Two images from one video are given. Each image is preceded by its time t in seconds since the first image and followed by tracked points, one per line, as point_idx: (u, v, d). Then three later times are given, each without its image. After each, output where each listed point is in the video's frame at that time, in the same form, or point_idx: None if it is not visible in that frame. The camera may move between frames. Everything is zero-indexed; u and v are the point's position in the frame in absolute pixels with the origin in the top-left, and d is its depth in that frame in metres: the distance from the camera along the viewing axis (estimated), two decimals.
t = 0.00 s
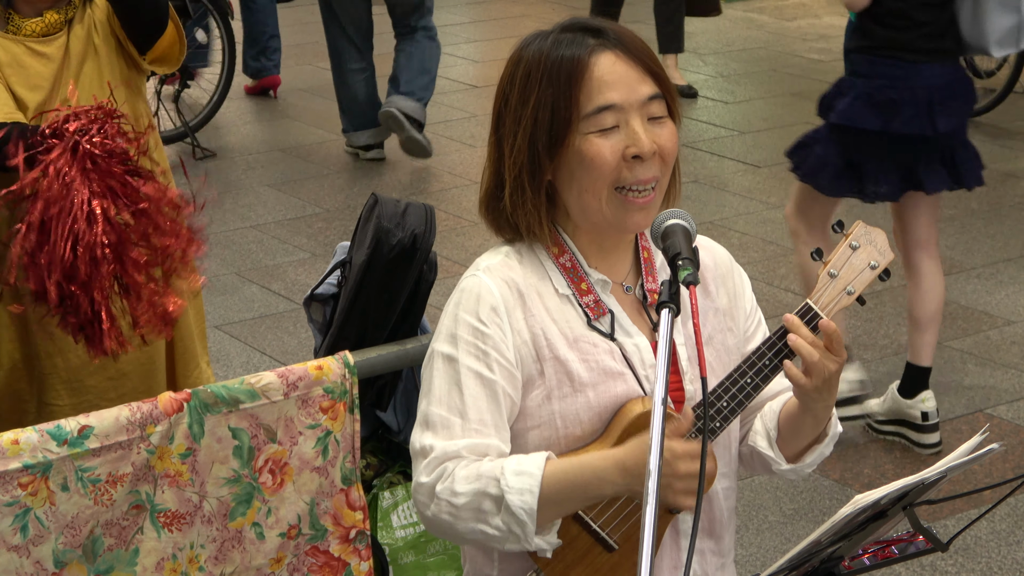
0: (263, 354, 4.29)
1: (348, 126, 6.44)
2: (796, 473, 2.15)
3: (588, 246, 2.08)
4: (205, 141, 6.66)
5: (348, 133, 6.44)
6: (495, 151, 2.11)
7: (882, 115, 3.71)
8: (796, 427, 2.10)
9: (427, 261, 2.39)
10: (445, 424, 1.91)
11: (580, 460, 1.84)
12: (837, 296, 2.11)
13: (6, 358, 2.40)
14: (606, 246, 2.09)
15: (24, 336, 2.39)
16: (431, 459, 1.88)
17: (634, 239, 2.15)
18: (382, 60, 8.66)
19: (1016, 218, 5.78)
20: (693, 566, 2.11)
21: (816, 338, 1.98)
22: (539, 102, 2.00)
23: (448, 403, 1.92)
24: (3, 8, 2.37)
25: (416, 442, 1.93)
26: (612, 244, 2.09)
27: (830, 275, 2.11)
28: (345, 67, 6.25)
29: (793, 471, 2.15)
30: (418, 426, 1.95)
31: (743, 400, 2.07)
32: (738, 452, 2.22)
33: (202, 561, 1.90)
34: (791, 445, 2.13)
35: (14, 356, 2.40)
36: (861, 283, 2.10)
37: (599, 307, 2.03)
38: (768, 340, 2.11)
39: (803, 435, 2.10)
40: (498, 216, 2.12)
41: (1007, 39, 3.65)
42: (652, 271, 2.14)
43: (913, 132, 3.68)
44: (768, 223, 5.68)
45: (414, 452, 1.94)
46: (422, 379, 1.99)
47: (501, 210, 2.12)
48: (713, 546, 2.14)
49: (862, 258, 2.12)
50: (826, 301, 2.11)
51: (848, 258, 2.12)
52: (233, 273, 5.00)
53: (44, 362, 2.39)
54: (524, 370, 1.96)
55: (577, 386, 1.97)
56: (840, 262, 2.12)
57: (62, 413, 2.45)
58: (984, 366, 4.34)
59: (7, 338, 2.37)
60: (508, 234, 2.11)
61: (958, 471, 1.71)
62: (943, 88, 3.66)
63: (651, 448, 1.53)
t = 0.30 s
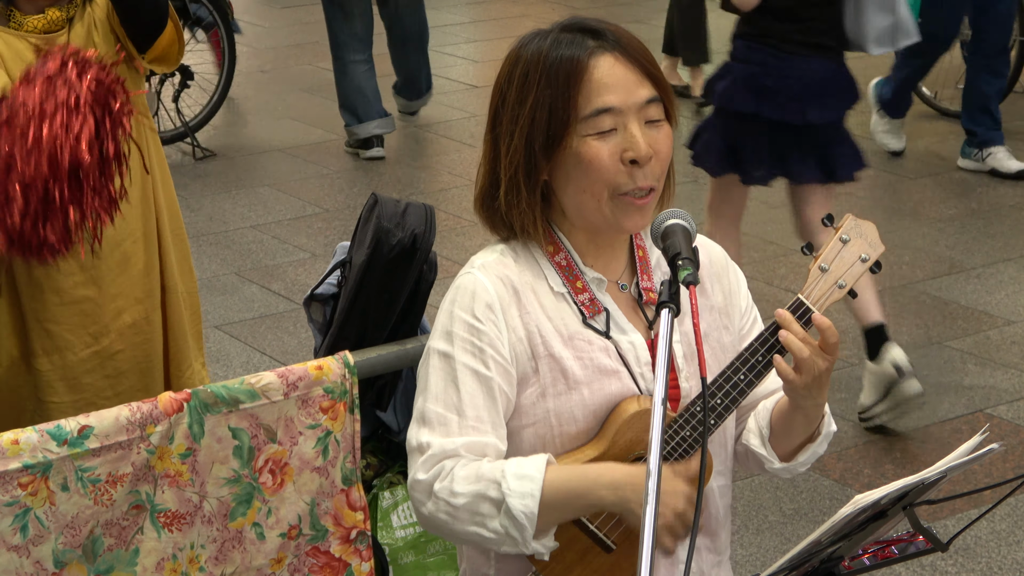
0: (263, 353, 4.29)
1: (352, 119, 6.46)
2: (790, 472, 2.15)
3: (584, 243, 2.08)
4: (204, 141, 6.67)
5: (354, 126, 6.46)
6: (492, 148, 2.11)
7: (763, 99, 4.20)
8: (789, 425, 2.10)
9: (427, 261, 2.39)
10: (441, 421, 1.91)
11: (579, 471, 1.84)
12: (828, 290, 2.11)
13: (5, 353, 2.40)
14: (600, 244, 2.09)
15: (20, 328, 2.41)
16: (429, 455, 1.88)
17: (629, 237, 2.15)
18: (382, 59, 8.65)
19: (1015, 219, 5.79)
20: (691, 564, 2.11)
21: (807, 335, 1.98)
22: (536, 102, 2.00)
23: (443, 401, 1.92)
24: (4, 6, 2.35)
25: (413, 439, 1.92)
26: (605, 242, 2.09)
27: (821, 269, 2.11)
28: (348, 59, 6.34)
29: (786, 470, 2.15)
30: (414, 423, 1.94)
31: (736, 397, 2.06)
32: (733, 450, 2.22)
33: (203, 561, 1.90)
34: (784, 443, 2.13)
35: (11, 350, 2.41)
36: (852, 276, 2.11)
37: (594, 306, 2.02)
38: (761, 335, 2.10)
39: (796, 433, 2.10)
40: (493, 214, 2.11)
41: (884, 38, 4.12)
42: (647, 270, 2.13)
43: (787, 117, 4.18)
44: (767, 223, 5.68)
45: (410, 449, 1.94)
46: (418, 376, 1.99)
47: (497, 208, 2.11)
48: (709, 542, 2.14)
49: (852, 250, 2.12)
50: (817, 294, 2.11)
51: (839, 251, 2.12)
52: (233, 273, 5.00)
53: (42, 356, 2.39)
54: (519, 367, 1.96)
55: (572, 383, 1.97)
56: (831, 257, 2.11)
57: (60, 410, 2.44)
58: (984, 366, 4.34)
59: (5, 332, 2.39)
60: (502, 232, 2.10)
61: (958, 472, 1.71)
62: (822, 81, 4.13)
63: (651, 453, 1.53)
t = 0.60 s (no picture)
0: (263, 353, 4.29)
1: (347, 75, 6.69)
2: (785, 474, 2.15)
3: (586, 245, 2.08)
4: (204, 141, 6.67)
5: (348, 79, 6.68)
6: (496, 147, 2.11)
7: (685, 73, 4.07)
8: (787, 428, 2.10)
9: (427, 260, 2.39)
10: (441, 422, 1.90)
11: (571, 452, 1.84)
12: (829, 293, 2.11)
13: (9, 350, 2.37)
14: (602, 245, 2.09)
15: (26, 324, 2.38)
16: (426, 457, 1.88)
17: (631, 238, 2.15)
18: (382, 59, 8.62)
19: (1015, 219, 5.79)
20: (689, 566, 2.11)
21: (809, 337, 1.98)
22: (542, 97, 2.00)
23: (444, 401, 1.92)
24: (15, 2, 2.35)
25: (411, 441, 1.92)
26: (607, 243, 2.09)
27: (823, 271, 2.11)
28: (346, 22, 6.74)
29: (782, 472, 2.15)
30: (413, 424, 1.94)
31: (737, 399, 2.07)
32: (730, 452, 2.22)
33: (202, 561, 1.90)
34: (782, 446, 2.13)
35: (16, 349, 2.38)
36: (853, 279, 2.10)
37: (596, 306, 2.02)
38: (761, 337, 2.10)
39: (794, 435, 2.10)
40: (496, 213, 2.11)
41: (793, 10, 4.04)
42: (648, 271, 2.13)
43: (709, 89, 4.06)
44: (768, 223, 5.68)
45: (409, 451, 1.94)
46: (418, 377, 1.98)
47: (500, 207, 2.11)
48: (706, 544, 2.14)
49: (854, 253, 2.12)
50: (820, 297, 2.11)
51: (840, 254, 2.12)
52: (233, 273, 5.00)
53: (46, 352, 2.39)
54: (521, 368, 1.96)
55: (573, 385, 1.97)
56: (832, 259, 2.12)
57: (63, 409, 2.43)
58: (984, 366, 4.34)
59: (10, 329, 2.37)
60: (505, 230, 2.10)
61: (958, 471, 1.71)
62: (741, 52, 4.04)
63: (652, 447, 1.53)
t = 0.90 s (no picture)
0: (263, 353, 4.29)
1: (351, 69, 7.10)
2: (785, 476, 2.15)
3: (585, 243, 2.08)
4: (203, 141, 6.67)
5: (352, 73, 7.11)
6: (496, 144, 2.11)
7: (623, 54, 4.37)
8: (787, 429, 2.10)
9: (427, 260, 2.39)
10: (440, 420, 1.91)
11: (574, 464, 1.86)
12: (832, 297, 2.11)
13: (13, 350, 2.43)
14: (602, 244, 2.09)
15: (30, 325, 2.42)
16: (425, 455, 1.88)
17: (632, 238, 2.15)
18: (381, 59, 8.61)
19: (1015, 219, 5.79)
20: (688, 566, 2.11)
21: (812, 341, 1.98)
22: (541, 92, 2.00)
23: (443, 398, 1.92)
24: (21, 4, 2.45)
25: (410, 437, 1.92)
26: (607, 242, 2.09)
27: (826, 276, 2.11)
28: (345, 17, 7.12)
29: (782, 474, 2.16)
30: (412, 422, 1.94)
31: (738, 401, 2.07)
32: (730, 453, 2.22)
33: (202, 561, 1.90)
34: (782, 448, 2.13)
35: (20, 347, 2.43)
36: (857, 283, 2.10)
37: (596, 306, 2.02)
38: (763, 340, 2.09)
39: (795, 437, 2.10)
40: (497, 210, 2.11)
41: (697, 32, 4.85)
42: (648, 271, 2.13)
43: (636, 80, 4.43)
44: (767, 223, 5.68)
45: (407, 447, 1.94)
46: (418, 375, 1.98)
47: (501, 204, 2.11)
48: (706, 545, 2.14)
49: (857, 259, 2.12)
50: (822, 302, 2.11)
51: (844, 258, 2.12)
52: (233, 273, 5.00)
53: (49, 354, 2.41)
54: (520, 366, 1.96)
55: (573, 382, 1.97)
56: (836, 264, 2.12)
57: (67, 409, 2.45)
58: (984, 366, 4.34)
59: (14, 328, 2.41)
60: (506, 229, 2.10)
61: (958, 471, 1.71)
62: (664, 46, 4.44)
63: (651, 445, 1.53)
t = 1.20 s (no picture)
0: (263, 353, 4.29)
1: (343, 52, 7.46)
2: (784, 475, 2.15)
3: (585, 244, 2.08)
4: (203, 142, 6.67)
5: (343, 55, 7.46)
6: (495, 145, 2.11)
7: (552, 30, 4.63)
8: (786, 428, 2.11)
9: (427, 260, 2.39)
10: (440, 419, 1.90)
11: (574, 456, 1.85)
12: (835, 297, 2.11)
13: (14, 352, 2.42)
14: (602, 244, 2.09)
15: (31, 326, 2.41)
16: (426, 452, 1.88)
17: (632, 238, 2.15)
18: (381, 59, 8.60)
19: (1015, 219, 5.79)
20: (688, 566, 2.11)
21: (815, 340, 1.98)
22: (537, 93, 2.00)
23: (443, 398, 1.92)
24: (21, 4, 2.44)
25: (411, 436, 1.92)
26: (608, 242, 2.09)
27: (829, 276, 2.11)
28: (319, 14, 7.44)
29: (781, 473, 2.16)
30: (413, 420, 1.94)
31: (740, 401, 2.07)
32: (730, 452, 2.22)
33: (202, 561, 1.90)
34: (781, 446, 2.13)
35: (20, 348, 2.42)
36: (860, 284, 2.10)
37: (596, 306, 2.02)
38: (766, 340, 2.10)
39: (793, 435, 2.10)
40: (496, 211, 2.11)
41: None
42: (649, 271, 2.14)
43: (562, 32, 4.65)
44: (767, 223, 5.68)
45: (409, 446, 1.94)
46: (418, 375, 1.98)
47: (499, 205, 2.11)
48: (706, 544, 2.14)
49: (861, 259, 2.12)
50: (825, 302, 2.11)
51: (847, 259, 2.12)
52: (233, 273, 5.00)
53: (51, 354, 2.40)
54: (520, 366, 1.96)
55: (573, 381, 1.97)
56: (840, 263, 2.11)
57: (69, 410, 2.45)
58: (984, 366, 4.34)
59: (14, 329, 2.40)
60: (506, 229, 2.10)
61: (958, 471, 1.71)
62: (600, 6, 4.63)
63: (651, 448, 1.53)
